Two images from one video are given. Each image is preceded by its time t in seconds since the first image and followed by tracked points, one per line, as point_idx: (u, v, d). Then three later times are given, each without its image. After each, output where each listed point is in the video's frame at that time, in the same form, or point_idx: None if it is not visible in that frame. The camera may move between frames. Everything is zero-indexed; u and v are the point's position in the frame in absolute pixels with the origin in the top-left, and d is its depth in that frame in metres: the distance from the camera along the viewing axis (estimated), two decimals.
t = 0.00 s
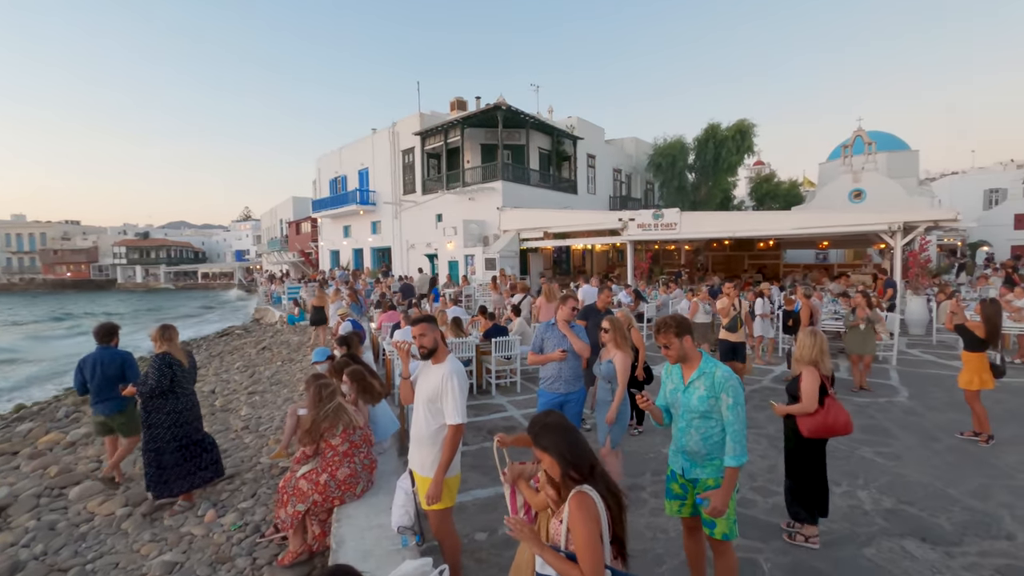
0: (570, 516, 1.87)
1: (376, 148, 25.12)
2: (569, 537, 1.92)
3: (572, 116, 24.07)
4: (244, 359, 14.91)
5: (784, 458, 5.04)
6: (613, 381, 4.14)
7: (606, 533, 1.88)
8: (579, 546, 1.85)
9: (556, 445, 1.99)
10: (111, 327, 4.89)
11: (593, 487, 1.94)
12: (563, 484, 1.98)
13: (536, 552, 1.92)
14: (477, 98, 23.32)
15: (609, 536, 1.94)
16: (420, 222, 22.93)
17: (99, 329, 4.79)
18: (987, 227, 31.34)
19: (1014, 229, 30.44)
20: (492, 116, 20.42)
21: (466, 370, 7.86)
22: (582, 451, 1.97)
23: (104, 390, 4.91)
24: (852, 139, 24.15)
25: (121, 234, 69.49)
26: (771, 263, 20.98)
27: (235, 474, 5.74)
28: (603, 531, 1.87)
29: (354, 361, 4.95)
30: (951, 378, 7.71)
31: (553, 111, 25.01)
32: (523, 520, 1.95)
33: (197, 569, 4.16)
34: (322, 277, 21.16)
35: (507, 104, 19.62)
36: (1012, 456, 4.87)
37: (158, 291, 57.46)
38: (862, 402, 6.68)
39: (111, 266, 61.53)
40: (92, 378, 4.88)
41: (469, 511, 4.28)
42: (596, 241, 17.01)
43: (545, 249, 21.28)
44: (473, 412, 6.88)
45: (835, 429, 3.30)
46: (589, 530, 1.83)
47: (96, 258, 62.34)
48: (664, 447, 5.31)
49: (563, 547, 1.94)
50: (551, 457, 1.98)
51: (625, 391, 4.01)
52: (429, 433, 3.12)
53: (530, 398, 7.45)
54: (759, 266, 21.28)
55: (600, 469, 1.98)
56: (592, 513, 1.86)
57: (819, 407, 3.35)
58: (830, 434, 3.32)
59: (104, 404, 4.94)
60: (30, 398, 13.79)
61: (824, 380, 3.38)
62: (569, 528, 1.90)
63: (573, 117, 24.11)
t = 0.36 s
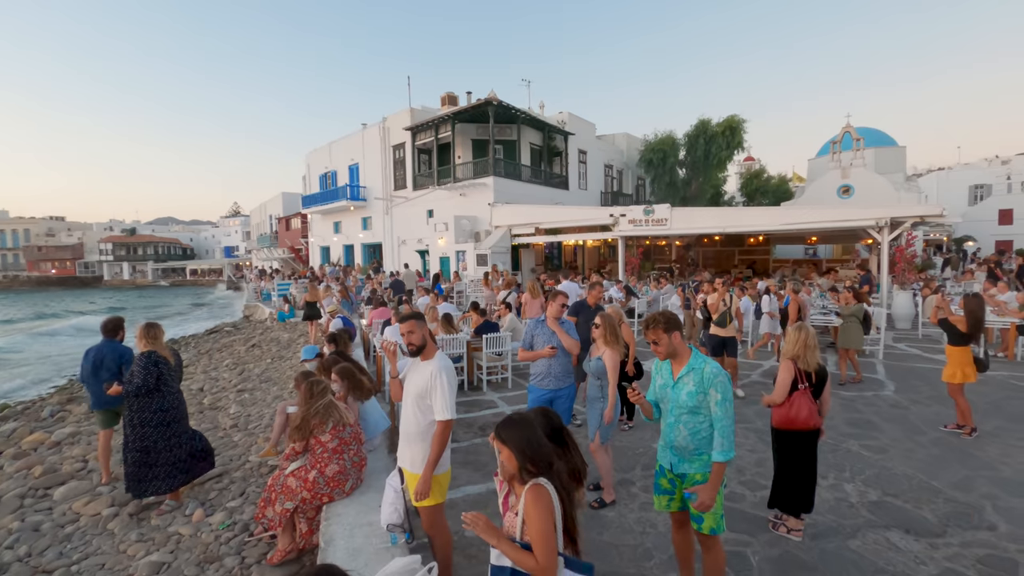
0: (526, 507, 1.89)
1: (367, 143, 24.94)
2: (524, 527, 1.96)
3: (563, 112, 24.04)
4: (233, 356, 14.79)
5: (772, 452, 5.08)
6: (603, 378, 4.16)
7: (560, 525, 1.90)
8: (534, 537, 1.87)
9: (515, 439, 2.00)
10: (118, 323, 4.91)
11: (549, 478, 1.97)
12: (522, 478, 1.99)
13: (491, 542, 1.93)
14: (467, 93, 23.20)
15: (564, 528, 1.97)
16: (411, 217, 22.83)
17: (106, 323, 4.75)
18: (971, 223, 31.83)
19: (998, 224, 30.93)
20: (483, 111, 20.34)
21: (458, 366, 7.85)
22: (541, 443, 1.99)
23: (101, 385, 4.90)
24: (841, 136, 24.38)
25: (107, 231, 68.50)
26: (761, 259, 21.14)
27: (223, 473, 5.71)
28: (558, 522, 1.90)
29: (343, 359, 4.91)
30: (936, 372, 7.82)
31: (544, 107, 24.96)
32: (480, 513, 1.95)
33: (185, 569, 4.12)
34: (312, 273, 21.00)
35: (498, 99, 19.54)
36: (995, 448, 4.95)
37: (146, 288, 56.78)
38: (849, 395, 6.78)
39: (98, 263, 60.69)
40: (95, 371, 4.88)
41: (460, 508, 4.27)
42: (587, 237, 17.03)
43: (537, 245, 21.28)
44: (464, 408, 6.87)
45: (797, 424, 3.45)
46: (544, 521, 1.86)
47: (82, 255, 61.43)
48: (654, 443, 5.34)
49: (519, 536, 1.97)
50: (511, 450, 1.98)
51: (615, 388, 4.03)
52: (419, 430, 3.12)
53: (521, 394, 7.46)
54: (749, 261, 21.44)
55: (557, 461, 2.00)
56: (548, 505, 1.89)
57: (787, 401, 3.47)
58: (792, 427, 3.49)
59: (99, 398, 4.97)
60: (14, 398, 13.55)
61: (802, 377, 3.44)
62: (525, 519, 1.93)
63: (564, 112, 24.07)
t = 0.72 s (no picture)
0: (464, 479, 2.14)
1: (361, 142, 24.85)
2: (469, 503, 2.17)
3: (558, 111, 24.04)
4: (225, 356, 14.68)
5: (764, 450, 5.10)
6: (596, 378, 4.16)
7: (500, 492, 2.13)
8: (476, 505, 2.10)
9: (451, 427, 2.30)
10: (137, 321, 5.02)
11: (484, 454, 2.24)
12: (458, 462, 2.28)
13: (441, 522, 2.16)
14: (462, 92, 23.16)
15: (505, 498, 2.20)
16: (406, 217, 22.78)
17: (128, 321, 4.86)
18: (962, 222, 32.12)
19: (988, 224, 31.22)
20: (477, 111, 20.30)
21: (452, 366, 7.83)
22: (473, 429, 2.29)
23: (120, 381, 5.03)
24: (833, 136, 24.53)
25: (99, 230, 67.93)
26: (754, 258, 21.23)
27: (214, 475, 5.66)
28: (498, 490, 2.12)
29: (336, 359, 4.88)
30: (927, 370, 7.87)
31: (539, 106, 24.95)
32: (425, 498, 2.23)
33: (175, 572, 4.09)
34: (306, 273, 20.92)
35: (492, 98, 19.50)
36: (984, 446, 5.00)
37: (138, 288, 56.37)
38: (840, 394, 6.81)
39: (89, 263, 60.17)
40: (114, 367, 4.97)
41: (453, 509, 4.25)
42: (582, 236, 17.05)
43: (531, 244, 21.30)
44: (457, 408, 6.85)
45: (784, 423, 3.44)
46: (481, 489, 2.09)
47: (73, 255, 60.88)
48: (647, 442, 5.34)
49: (466, 513, 2.17)
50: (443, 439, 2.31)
51: (607, 387, 4.04)
52: (411, 431, 3.11)
53: (515, 394, 7.45)
54: (743, 261, 21.53)
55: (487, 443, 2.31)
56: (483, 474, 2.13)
57: (774, 400, 3.46)
58: (778, 425, 3.48)
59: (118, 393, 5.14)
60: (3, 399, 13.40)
61: (787, 376, 3.45)
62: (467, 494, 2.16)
63: (559, 111, 24.07)
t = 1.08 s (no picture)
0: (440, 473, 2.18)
1: (360, 143, 24.84)
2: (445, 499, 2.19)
3: (558, 112, 24.02)
4: (224, 357, 14.68)
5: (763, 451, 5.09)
6: (594, 378, 4.15)
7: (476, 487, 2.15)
8: (452, 500, 2.12)
9: (430, 424, 2.35)
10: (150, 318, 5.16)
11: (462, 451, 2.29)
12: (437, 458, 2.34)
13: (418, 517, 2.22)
14: (461, 92, 23.15)
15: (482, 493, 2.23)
16: (405, 217, 22.77)
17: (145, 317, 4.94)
18: (961, 222, 32.16)
19: (987, 224, 31.24)
20: (477, 111, 20.31)
21: (450, 366, 7.82)
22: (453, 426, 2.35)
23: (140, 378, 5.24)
24: (833, 136, 24.55)
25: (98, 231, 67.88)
26: (754, 258, 21.22)
27: (212, 476, 5.65)
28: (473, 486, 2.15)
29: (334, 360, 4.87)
30: (926, 370, 7.86)
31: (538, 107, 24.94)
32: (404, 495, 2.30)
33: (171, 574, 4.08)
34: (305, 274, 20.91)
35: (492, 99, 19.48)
36: (982, 446, 4.99)
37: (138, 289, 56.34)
38: (840, 394, 6.81)
39: (89, 263, 60.18)
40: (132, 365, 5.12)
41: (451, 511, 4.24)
42: (581, 237, 17.04)
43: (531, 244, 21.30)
44: (456, 409, 6.84)
45: (789, 425, 3.44)
46: (457, 485, 2.12)
47: (73, 255, 60.83)
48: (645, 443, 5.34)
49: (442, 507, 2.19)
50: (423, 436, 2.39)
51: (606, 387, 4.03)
52: (408, 432, 3.11)
53: (514, 395, 7.44)
54: (743, 261, 21.54)
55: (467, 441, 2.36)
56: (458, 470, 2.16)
57: (779, 402, 3.46)
58: (783, 428, 3.47)
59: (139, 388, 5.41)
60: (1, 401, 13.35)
61: (789, 377, 3.44)
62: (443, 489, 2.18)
63: (558, 112, 24.05)
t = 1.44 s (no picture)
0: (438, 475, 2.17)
1: (360, 144, 24.84)
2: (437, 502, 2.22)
3: (558, 113, 24.03)
4: (224, 357, 14.69)
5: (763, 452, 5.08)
6: (594, 378, 4.15)
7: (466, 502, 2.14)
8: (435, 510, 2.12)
9: (440, 422, 2.32)
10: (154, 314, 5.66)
11: (462, 458, 2.26)
12: (439, 460, 2.32)
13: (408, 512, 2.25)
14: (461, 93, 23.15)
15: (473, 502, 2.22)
16: (405, 218, 22.78)
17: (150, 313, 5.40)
18: (961, 223, 32.21)
19: (987, 225, 31.27)
20: (476, 112, 20.32)
21: (449, 367, 7.81)
22: (457, 427, 2.31)
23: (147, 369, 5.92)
24: (833, 136, 24.59)
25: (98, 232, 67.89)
26: (754, 259, 21.23)
27: (211, 476, 5.65)
28: (464, 497, 2.14)
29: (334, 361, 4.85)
30: (927, 371, 7.84)
31: (538, 107, 24.95)
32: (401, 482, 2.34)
33: None
34: (304, 274, 20.90)
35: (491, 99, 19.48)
36: (982, 447, 4.99)
37: (138, 289, 56.37)
38: (839, 395, 6.81)
39: (89, 264, 60.18)
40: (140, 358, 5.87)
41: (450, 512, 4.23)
42: (581, 237, 17.06)
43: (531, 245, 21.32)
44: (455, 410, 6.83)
45: (790, 426, 3.43)
46: (447, 495, 2.12)
47: (73, 256, 60.88)
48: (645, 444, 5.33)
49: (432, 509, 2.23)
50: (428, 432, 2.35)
51: (605, 388, 4.03)
52: (408, 432, 3.12)
53: (513, 395, 7.43)
54: (742, 262, 21.55)
55: (473, 444, 2.32)
56: (453, 482, 2.15)
57: (780, 403, 3.45)
58: (784, 429, 3.46)
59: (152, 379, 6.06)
60: None
61: (789, 379, 3.43)
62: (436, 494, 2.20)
63: (558, 113, 24.07)
